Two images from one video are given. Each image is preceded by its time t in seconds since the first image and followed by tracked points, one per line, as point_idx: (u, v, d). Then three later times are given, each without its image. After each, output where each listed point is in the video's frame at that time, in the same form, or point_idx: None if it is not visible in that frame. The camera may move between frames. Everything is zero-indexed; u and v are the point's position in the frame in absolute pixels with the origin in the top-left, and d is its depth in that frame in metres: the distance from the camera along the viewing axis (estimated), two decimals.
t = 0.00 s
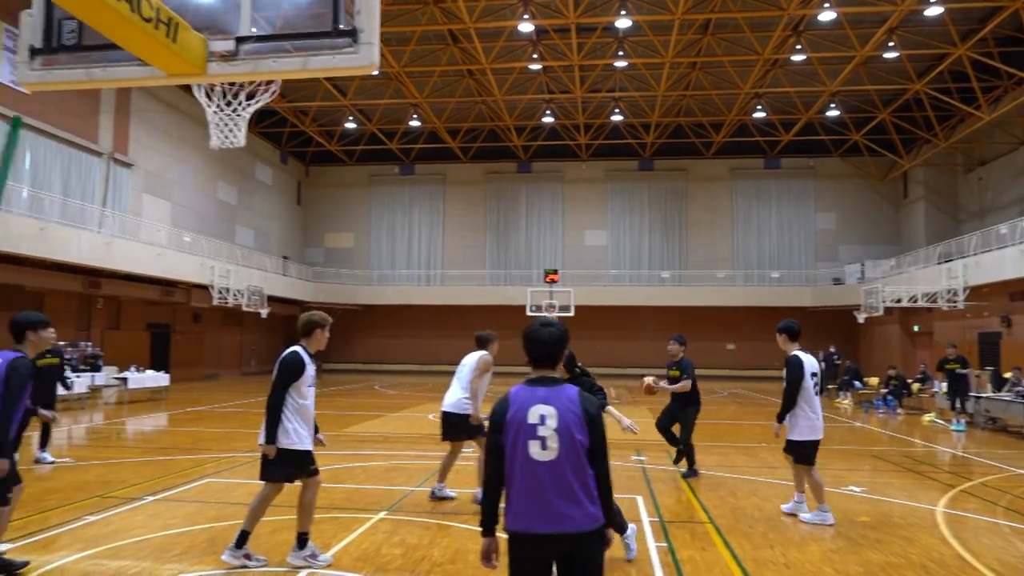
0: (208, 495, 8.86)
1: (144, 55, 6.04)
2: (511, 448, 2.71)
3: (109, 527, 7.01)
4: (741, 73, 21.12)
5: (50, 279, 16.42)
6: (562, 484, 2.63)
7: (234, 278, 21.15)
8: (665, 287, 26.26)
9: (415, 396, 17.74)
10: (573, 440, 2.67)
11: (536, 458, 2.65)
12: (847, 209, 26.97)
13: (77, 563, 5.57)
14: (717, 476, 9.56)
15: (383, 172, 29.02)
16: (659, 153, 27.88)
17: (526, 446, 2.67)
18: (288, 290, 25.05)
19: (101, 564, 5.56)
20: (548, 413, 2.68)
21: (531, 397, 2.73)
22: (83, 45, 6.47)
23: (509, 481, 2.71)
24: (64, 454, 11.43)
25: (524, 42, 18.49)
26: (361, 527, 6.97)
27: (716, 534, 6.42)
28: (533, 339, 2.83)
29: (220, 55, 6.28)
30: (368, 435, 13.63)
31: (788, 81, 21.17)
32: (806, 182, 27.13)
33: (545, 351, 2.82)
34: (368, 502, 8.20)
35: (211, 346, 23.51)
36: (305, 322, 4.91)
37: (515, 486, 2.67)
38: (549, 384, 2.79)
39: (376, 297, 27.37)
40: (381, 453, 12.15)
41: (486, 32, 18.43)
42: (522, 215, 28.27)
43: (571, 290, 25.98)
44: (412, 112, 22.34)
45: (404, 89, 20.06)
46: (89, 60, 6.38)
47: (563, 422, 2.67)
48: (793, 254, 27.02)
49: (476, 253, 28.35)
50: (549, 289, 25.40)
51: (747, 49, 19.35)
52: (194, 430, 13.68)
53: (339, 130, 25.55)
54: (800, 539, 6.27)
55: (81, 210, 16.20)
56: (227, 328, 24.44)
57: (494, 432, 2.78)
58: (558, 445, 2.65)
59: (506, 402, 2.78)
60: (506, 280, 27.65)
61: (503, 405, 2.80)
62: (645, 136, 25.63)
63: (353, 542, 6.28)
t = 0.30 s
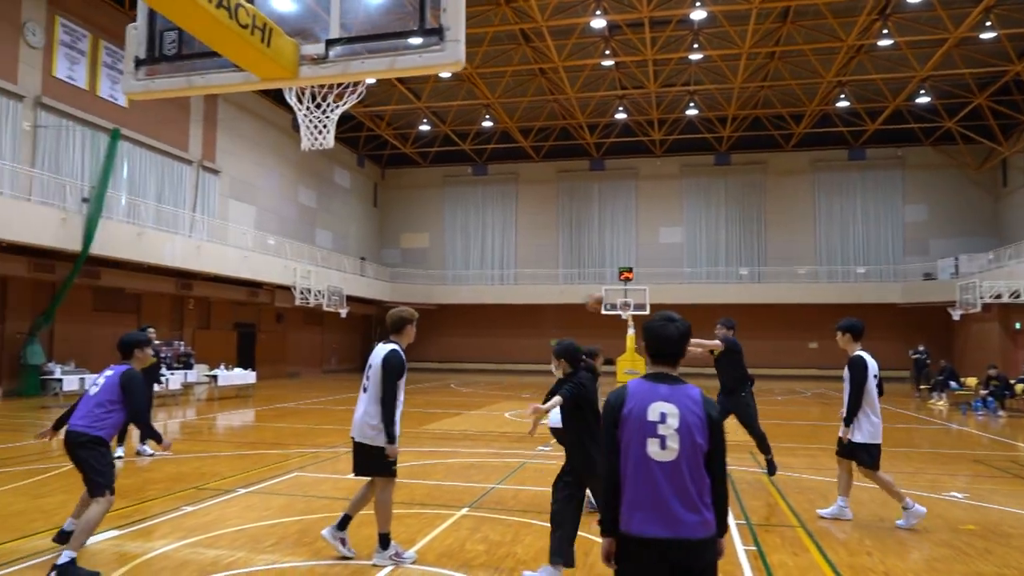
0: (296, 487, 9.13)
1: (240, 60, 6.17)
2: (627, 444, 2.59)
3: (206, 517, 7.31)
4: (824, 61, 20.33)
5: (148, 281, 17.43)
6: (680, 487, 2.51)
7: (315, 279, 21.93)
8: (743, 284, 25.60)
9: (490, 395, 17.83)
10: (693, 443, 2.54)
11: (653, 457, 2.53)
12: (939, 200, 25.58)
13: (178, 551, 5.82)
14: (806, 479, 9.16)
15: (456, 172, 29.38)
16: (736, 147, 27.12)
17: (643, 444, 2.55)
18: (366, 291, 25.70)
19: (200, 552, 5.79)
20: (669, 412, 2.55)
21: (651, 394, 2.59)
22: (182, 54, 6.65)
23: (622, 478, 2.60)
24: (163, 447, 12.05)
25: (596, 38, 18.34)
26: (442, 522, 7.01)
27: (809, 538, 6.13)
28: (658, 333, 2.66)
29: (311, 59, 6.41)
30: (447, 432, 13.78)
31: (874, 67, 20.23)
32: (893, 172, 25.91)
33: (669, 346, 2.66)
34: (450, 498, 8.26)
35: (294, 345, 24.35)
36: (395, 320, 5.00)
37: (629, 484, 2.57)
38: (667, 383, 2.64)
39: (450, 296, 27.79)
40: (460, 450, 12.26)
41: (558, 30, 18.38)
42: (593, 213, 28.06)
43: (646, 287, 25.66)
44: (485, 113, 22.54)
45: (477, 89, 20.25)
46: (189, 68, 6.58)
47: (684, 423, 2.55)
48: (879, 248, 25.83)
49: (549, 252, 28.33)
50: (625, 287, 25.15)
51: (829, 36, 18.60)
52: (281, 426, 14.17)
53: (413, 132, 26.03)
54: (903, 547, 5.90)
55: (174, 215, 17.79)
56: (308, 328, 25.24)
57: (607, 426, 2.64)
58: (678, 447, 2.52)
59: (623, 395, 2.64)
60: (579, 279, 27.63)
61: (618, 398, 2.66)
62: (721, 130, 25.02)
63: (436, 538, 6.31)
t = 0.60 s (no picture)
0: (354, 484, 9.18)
1: (300, 59, 6.17)
2: (716, 445, 2.39)
3: (267, 514, 7.38)
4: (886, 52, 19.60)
5: (209, 283, 17.95)
6: (773, 498, 2.32)
7: (368, 281, 22.28)
8: (800, 284, 24.90)
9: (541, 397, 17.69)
10: (790, 452, 2.34)
11: (745, 462, 2.34)
12: (1011, 195, 24.40)
13: (242, 549, 5.87)
14: (879, 486, 8.74)
15: (506, 173, 29.39)
16: (793, 142, 26.33)
17: (734, 449, 2.35)
18: (419, 292, 25.97)
19: (264, 550, 5.83)
20: (766, 417, 2.34)
21: (747, 396, 2.39)
22: (245, 55, 6.70)
23: (707, 481, 2.42)
24: (225, 445, 12.30)
25: (647, 35, 18.05)
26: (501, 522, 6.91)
27: (884, 548, 5.79)
28: (760, 333, 2.46)
29: (371, 57, 6.42)
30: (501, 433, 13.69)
31: (940, 57, 19.40)
32: (960, 166, 24.85)
33: (766, 343, 2.46)
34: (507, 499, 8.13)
35: (347, 346, 24.68)
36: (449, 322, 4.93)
37: (716, 488, 2.38)
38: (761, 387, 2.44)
39: (502, 297, 27.80)
40: (516, 451, 12.15)
41: (609, 28, 18.18)
42: (645, 212, 27.69)
43: (700, 287, 25.17)
44: (535, 113, 22.50)
45: (527, 90, 20.20)
46: (252, 70, 6.64)
47: (781, 430, 2.34)
48: (945, 245, 24.80)
49: (600, 252, 28.08)
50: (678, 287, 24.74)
51: (892, 25, 17.90)
52: (337, 425, 14.34)
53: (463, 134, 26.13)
54: (989, 560, 5.53)
55: (233, 220, 18.49)
56: (363, 329, 25.61)
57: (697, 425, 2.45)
58: (773, 455, 2.33)
59: (714, 395, 2.44)
60: (630, 278, 27.38)
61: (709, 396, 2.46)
62: (777, 126, 24.38)
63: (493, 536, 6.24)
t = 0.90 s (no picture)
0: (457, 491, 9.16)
1: (408, 68, 5.81)
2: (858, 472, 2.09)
3: (375, 520, 7.44)
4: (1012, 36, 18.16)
5: (313, 292, 18.76)
6: (929, 534, 2.02)
7: (466, 288, 22.70)
8: (915, 288, 23.38)
9: (640, 406, 17.31)
10: (947, 478, 2.02)
11: (896, 493, 2.03)
12: None
13: (354, 556, 5.92)
14: None
15: (601, 178, 29.09)
16: (905, 137, 24.84)
17: (880, 477, 2.05)
18: (515, 298, 26.14)
19: (374, 558, 5.84)
20: (915, 440, 2.04)
21: (891, 415, 2.08)
22: (355, 67, 6.66)
23: (848, 513, 2.13)
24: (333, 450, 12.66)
25: (746, 32, 17.44)
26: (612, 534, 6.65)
27: None
28: (898, 340, 2.10)
29: (480, 61, 5.96)
30: (603, 442, 13.41)
31: None
32: None
33: (909, 355, 2.10)
34: (615, 511, 7.86)
35: (444, 352, 25.02)
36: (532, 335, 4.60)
37: (861, 521, 2.07)
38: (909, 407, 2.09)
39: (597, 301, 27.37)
40: (618, 460, 11.88)
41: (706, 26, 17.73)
42: (746, 214, 26.76)
43: (806, 291, 24.03)
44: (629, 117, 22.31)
45: (621, 93, 20.02)
46: (361, 81, 6.58)
47: (935, 454, 2.03)
48: None
49: (697, 256, 27.34)
50: (782, 292, 23.73)
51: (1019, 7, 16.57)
52: (437, 432, 14.47)
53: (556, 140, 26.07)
54: None
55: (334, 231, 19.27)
56: (461, 335, 26.00)
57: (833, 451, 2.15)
58: (927, 482, 2.03)
59: (851, 415, 2.13)
60: (731, 283, 26.50)
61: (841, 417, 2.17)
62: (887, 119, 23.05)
63: (604, 548, 5.98)
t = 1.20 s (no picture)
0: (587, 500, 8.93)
1: (541, 66, 5.32)
2: None
3: (505, 526, 7.35)
4: None
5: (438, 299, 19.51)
6: None
7: (587, 294, 23.03)
8: None
9: (773, 415, 16.41)
10: None
11: None
12: None
13: (487, 564, 5.83)
14: None
15: (722, 178, 28.44)
16: None
17: None
18: (638, 303, 26.29)
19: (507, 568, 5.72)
20: None
21: None
22: (488, 70, 6.12)
23: None
24: (460, 454, 12.82)
25: (882, 15, 16.17)
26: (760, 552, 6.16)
27: None
28: None
29: (616, 55, 5.42)
30: (736, 452, 12.75)
31: None
32: None
33: None
34: (760, 528, 7.33)
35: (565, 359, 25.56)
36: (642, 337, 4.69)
37: None
38: None
39: (723, 306, 26.76)
40: (757, 472, 11.24)
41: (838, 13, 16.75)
42: (885, 211, 25.32)
43: (956, 293, 22.06)
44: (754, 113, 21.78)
45: (745, 89, 19.41)
46: (492, 85, 6.02)
47: None
48: None
49: (830, 257, 26.16)
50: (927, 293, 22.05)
51: None
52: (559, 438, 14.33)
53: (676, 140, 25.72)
54: None
55: (457, 240, 20.59)
56: (580, 341, 26.48)
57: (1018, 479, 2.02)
58: None
59: None
60: (869, 285, 25.18)
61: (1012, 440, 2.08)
62: None
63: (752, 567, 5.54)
